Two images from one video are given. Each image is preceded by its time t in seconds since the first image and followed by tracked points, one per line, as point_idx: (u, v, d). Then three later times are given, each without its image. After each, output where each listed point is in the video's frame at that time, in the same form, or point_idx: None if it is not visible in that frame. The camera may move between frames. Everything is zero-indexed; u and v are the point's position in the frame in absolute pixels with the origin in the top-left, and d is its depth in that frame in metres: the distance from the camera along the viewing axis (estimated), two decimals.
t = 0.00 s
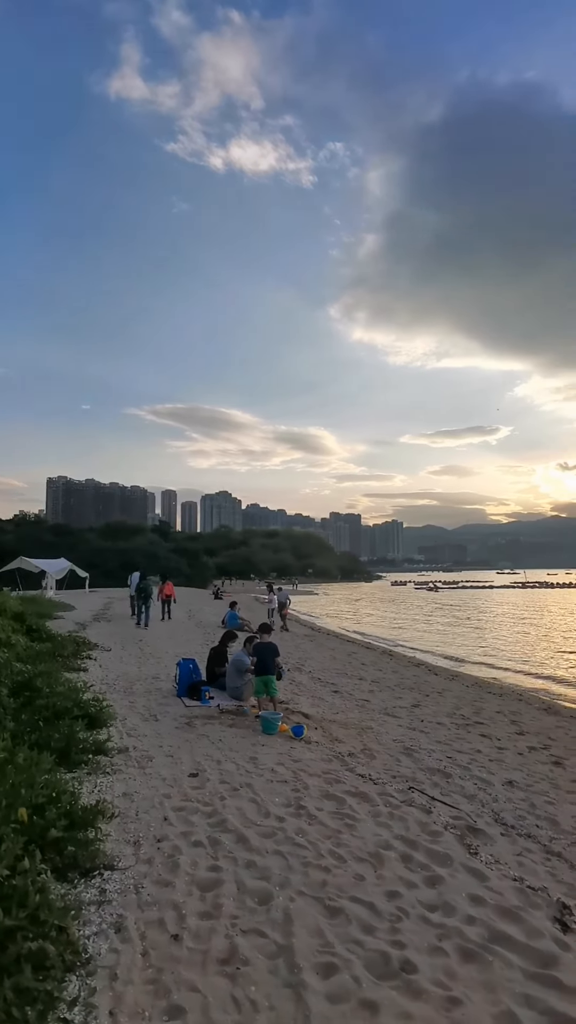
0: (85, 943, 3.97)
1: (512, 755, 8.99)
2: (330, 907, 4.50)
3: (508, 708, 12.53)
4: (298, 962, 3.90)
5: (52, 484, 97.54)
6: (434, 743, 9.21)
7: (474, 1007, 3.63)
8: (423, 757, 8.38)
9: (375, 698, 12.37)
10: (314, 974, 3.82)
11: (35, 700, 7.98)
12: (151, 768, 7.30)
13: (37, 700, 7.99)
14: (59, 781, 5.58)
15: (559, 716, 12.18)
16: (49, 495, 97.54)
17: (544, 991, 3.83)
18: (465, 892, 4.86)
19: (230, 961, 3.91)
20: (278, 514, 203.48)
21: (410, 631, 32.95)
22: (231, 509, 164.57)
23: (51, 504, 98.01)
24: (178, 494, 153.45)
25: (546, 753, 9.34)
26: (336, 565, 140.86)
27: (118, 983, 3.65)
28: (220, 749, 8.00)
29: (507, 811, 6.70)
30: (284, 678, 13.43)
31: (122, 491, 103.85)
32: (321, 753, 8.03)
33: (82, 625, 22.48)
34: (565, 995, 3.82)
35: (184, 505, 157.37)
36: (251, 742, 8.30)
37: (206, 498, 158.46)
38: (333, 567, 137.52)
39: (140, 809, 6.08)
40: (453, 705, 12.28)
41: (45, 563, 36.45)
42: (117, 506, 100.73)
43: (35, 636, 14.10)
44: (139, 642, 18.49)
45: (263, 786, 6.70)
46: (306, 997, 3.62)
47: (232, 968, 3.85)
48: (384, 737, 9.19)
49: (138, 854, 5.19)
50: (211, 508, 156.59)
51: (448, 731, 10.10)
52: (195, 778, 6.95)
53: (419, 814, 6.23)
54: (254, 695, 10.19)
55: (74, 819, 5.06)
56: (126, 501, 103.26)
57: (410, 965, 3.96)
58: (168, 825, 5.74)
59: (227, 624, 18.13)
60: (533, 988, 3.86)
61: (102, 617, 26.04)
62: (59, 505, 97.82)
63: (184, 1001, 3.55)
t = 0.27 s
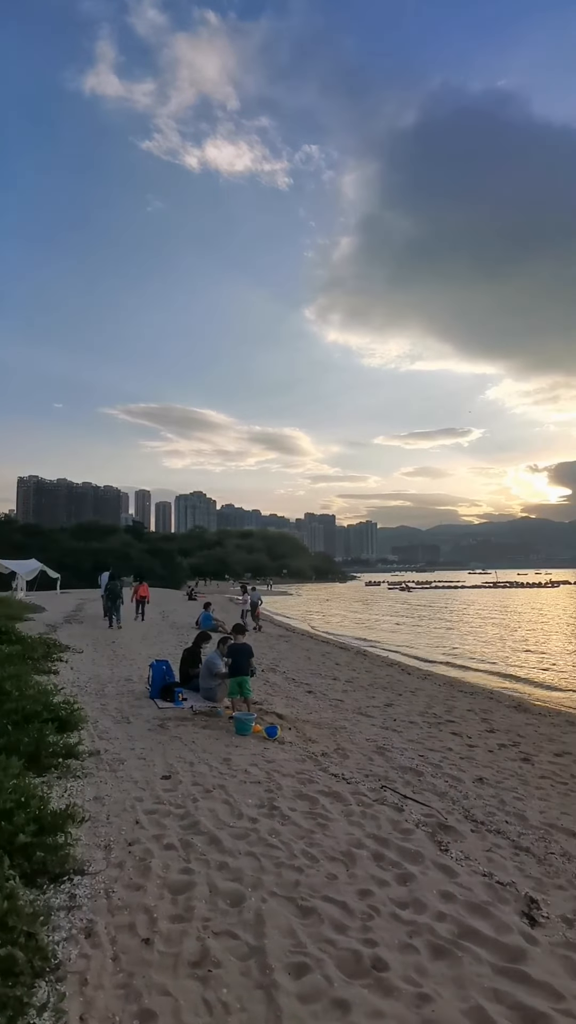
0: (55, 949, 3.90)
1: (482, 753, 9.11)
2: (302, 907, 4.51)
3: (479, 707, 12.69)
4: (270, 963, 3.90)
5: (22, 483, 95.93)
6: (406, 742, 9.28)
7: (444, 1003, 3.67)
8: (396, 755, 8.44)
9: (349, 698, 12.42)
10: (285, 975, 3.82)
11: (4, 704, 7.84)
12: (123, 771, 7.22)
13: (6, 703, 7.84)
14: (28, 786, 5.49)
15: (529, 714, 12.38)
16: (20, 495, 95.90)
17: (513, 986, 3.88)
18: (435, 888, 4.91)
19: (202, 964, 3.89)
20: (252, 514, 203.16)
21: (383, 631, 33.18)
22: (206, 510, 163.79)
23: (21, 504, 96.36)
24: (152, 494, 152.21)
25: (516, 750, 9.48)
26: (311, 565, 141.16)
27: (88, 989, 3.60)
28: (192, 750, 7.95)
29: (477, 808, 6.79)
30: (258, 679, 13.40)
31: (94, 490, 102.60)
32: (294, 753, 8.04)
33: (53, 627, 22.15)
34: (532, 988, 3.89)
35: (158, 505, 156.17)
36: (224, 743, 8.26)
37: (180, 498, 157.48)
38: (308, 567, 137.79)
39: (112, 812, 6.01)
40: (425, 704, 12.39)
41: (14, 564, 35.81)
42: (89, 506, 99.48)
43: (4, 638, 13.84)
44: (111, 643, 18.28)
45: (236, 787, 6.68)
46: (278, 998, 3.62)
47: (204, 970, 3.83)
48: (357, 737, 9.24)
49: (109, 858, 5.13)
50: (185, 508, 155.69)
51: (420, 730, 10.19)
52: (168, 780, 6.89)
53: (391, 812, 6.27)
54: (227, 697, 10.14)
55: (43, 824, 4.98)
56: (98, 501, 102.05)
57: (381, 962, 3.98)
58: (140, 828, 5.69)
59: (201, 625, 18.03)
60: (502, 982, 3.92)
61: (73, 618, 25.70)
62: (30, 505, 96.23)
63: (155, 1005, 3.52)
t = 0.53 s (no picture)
0: (19, 957, 3.84)
1: (449, 751, 9.24)
2: (270, 907, 4.51)
3: (447, 705, 12.86)
4: (238, 965, 3.90)
5: None
6: (375, 741, 9.36)
7: (410, 999, 3.72)
8: (365, 755, 8.51)
9: (319, 698, 12.47)
10: (253, 976, 3.82)
11: None
12: (90, 775, 7.12)
13: None
14: None
15: (495, 712, 12.58)
16: None
17: (478, 980, 3.95)
18: (403, 886, 4.96)
19: (170, 967, 3.87)
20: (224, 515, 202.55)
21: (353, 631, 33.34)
22: (176, 510, 162.76)
23: None
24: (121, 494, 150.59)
25: (482, 747, 9.64)
26: (282, 564, 141.38)
27: (54, 995, 3.55)
28: (161, 753, 7.89)
29: (444, 805, 6.88)
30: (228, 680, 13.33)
31: (62, 490, 101.09)
32: (264, 754, 8.04)
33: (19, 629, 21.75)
34: (496, 982, 3.96)
35: (128, 504, 154.58)
36: (194, 745, 8.22)
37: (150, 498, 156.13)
38: (279, 568, 137.89)
39: (78, 817, 5.93)
40: (394, 704, 12.51)
41: None
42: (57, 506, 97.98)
43: None
44: (78, 645, 18.04)
45: (205, 789, 6.65)
46: (246, 998, 3.62)
47: (171, 974, 3.81)
48: (326, 737, 9.28)
49: (75, 863, 5.06)
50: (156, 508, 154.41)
51: (389, 729, 10.28)
52: (136, 783, 6.83)
53: (359, 811, 6.32)
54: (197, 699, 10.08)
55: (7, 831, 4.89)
56: (66, 500, 100.56)
57: (348, 961, 4.01)
58: (107, 833, 5.62)
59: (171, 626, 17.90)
60: (467, 977, 3.98)
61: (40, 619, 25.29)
62: None
63: (122, 1010, 3.49)
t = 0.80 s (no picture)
0: None
1: (424, 750, 9.33)
2: (245, 909, 4.51)
3: (422, 705, 12.98)
4: (212, 967, 3.89)
5: None
6: (351, 741, 9.41)
7: (383, 997, 3.75)
8: (340, 754, 8.55)
9: (295, 698, 12.49)
10: (228, 977, 3.82)
11: None
12: (63, 779, 7.04)
13: None
14: None
15: (469, 711, 12.73)
16: None
17: (450, 976, 4.00)
18: (377, 884, 5.00)
19: (144, 971, 3.85)
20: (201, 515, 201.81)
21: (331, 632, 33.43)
22: (153, 510, 161.65)
23: None
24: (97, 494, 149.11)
25: (456, 746, 9.75)
26: (259, 565, 141.41)
27: (25, 1001, 3.51)
28: (136, 755, 7.83)
29: (418, 803, 6.96)
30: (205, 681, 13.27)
31: (37, 489, 99.78)
32: (240, 755, 8.02)
33: None
34: (469, 978, 4.01)
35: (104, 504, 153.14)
36: (169, 747, 8.18)
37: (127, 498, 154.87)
38: (257, 568, 137.82)
39: (51, 821, 5.86)
40: (370, 703, 12.58)
41: None
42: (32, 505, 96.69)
43: None
44: (52, 647, 17.81)
45: (181, 791, 6.63)
46: (220, 1000, 3.62)
47: (145, 978, 3.79)
48: (303, 737, 9.30)
49: (48, 868, 5.00)
50: (132, 508, 153.23)
51: (365, 729, 10.34)
52: (110, 786, 6.77)
53: (335, 811, 6.35)
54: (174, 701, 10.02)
55: None
56: (41, 500, 99.30)
57: (323, 960, 4.03)
58: (80, 837, 5.57)
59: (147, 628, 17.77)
60: (440, 973, 4.03)
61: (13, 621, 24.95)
62: None
63: (95, 1015, 3.46)
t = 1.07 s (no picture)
0: None
1: (405, 749, 9.39)
2: (226, 909, 4.51)
3: (404, 704, 13.06)
4: (193, 968, 3.89)
5: None
6: (332, 741, 9.44)
7: (364, 995, 3.77)
8: (322, 754, 8.57)
9: (277, 699, 12.49)
10: (209, 978, 3.82)
11: None
12: (42, 782, 6.97)
13: None
14: None
15: (450, 710, 12.82)
16: None
17: (430, 974, 4.03)
18: (358, 883, 5.02)
19: (124, 973, 3.83)
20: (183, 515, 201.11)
21: (312, 632, 33.51)
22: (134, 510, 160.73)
23: None
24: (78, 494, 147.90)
25: (436, 745, 9.83)
26: (241, 565, 141.40)
27: (4, 1005, 3.48)
28: (117, 757, 7.78)
29: (399, 802, 7.00)
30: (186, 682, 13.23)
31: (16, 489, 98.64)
32: (222, 756, 8.01)
33: None
34: (448, 974, 4.05)
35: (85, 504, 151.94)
36: (150, 749, 8.14)
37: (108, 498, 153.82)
38: (239, 569, 137.65)
39: (29, 825, 5.79)
40: (352, 703, 12.62)
41: None
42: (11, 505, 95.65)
43: None
44: (31, 648, 17.65)
45: (162, 793, 6.60)
46: (201, 1001, 3.61)
47: (126, 980, 3.77)
48: (284, 738, 9.31)
49: (26, 872, 4.95)
50: (113, 508, 152.36)
51: (346, 729, 10.38)
52: (90, 789, 6.72)
53: (316, 811, 6.37)
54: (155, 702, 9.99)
55: None
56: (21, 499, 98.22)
57: (304, 959, 4.05)
58: (60, 840, 5.52)
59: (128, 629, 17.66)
60: (420, 971, 4.06)
61: None
62: None
63: (75, 1018, 3.44)
